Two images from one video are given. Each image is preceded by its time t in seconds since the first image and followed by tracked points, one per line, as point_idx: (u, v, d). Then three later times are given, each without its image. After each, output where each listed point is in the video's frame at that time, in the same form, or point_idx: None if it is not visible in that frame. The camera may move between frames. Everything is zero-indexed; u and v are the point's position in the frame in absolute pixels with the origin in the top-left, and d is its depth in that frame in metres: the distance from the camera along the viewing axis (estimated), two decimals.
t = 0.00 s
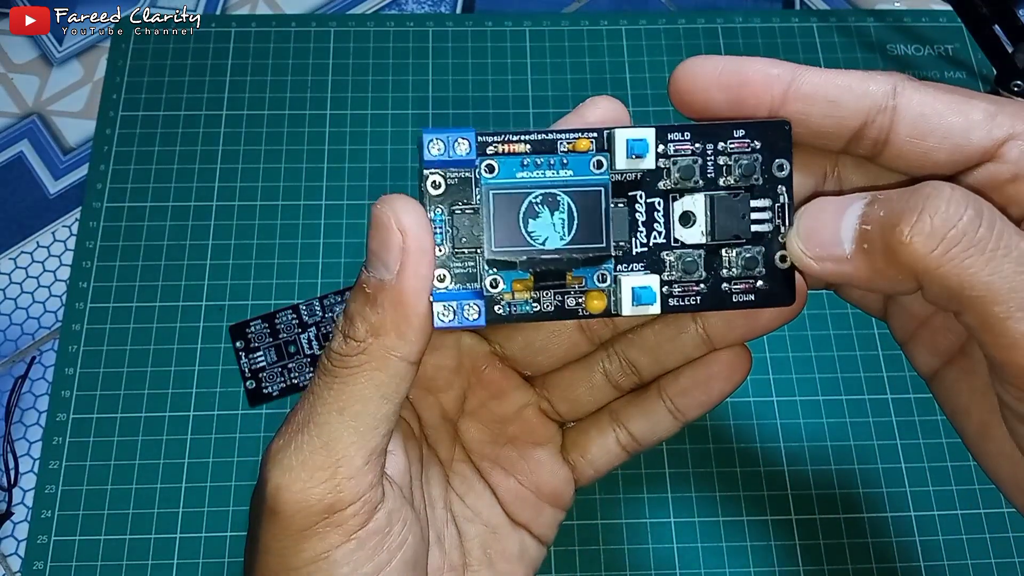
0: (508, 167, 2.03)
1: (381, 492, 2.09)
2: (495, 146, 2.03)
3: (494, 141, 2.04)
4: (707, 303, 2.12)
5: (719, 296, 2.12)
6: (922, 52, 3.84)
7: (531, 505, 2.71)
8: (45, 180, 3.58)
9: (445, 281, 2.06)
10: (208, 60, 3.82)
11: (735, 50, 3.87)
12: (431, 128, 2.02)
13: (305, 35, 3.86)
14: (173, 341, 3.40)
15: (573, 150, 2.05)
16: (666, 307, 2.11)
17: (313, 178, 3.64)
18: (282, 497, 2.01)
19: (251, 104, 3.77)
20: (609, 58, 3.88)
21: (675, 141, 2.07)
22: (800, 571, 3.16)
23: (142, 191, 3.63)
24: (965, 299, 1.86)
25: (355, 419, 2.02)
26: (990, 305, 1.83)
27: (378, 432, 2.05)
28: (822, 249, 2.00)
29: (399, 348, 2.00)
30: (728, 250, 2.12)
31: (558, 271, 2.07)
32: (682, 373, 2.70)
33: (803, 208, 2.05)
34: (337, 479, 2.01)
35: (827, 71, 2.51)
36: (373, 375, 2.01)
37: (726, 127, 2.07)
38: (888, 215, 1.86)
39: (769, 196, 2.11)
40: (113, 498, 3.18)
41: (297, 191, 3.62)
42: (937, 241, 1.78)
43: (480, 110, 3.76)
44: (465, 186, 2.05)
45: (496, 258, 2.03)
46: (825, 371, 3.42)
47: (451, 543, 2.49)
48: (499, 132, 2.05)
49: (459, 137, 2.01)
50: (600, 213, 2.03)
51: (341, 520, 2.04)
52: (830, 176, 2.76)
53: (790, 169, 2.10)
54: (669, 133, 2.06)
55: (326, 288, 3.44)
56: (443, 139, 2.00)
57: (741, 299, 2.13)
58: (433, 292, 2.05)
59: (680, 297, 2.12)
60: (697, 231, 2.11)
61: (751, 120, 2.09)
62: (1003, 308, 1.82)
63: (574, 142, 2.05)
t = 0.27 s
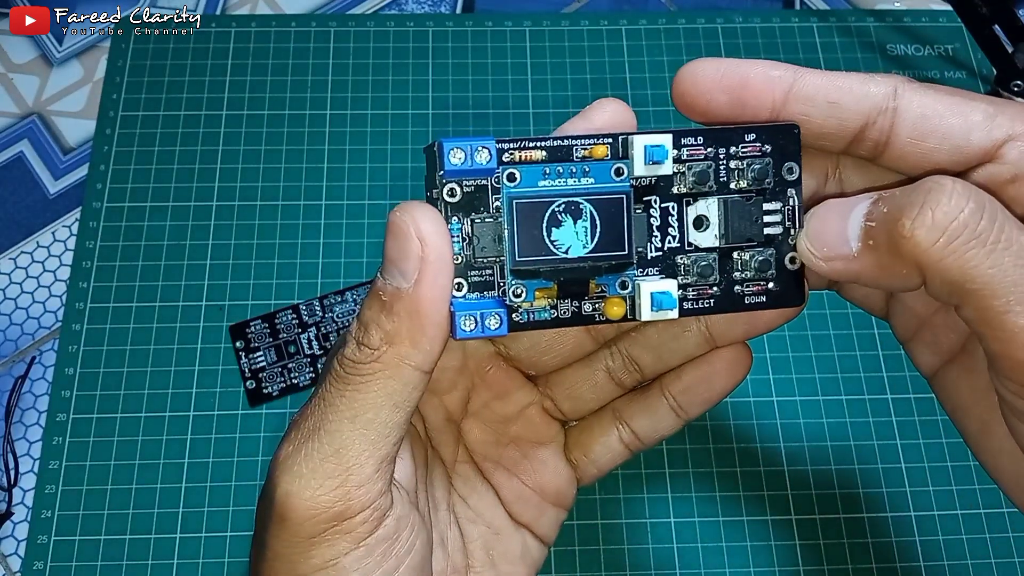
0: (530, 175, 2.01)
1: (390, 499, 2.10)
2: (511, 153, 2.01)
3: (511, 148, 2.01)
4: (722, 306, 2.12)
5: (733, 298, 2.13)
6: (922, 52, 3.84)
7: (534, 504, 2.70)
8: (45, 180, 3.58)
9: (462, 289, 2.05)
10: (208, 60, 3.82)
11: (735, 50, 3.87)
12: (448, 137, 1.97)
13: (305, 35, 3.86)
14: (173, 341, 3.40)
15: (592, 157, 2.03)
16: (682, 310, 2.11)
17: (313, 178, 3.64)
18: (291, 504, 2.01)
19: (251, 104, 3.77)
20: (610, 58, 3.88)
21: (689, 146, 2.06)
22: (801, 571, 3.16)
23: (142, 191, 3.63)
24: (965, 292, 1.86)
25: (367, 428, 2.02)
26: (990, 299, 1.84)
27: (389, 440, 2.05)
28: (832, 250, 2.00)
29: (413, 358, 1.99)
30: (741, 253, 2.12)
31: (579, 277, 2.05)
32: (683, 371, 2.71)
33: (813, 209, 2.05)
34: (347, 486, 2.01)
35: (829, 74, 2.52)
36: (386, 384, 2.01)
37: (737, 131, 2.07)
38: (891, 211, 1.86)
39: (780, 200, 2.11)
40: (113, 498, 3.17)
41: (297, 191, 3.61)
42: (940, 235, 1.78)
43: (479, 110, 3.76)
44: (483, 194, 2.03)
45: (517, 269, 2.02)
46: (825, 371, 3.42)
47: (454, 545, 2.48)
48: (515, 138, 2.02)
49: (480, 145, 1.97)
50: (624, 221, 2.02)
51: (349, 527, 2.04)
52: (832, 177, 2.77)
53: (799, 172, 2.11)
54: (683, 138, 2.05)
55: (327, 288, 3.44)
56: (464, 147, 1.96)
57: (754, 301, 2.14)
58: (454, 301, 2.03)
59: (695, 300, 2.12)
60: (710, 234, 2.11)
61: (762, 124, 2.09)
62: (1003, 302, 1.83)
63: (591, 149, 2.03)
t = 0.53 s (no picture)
0: (534, 181, 2.00)
1: (391, 499, 2.10)
2: (514, 157, 1.99)
3: (514, 152, 1.99)
4: (724, 306, 2.12)
5: (735, 299, 2.13)
6: (922, 52, 3.84)
7: (541, 503, 2.68)
8: (45, 179, 3.58)
9: (467, 292, 2.06)
10: (208, 60, 3.82)
11: (735, 50, 3.87)
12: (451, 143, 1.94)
13: (305, 35, 3.86)
14: (173, 341, 3.40)
15: (595, 161, 2.02)
16: (685, 311, 2.12)
17: (313, 178, 3.64)
18: (292, 504, 2.01)
19: (250, 104, 3.77)
20: (609, 58, 3.88)
21: (690, 148, 2.05)
22: (801, 571, 3.16)
23: (142, 191, 3.63)
24: (964, 294, 1.86)
25: (368, 429, 2.01)
26: (988, 299, 1.83)
27: (390, 441, 2.04)
28: (832, 253, 2.00)
29: (416, 361, 1.98)
30: (743, 254, 2.12)
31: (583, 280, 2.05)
32: (685, 367, 2.71)
33: (812, 211, 2.05)
34: (348, 487, 2.01)
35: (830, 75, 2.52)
36: (389, 386, 1.99)
37: (738, 133, 2.06)
38: (891, 211, 1.86)
39: (780, 201, 2.11)
40: (112, 498, 3.17)
41: (297, 191, 3.61)
42: (941, 235, 1.79)
43: (479, 110, 3.76)
44: (486, 199, 2.01)
45: (523, 274, 2.03)
46: (825, 371, 3.42)
47: (460, 546, 2.47)
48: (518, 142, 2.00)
49: (484, 151, 1.95)
50: (626, 225, 2.04)
51: (350, 528, 2.04)
52: (831, 178, 2.79)
53: (800, 174, 2.10)
54: (684, 140, 2.04)
55: (326, 288, 3.44)
56: (467, 153, 1.94)
57: (756, 301, 2.14)
58: (460, 305, 2.04)
59: (697, 301, 2.12)
60: (711, 236, 2.11)
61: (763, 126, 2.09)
62: (1002, 303, 1.82)
63: (593, 153, 2.02)
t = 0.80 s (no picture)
0: (525, 189, 2.00)
1: (383, 503, 2.08)
2: (507, 161, 1.99)
3: (507, 156, 1.99)
4: (717, 312, 2.13)
5: (730, 305, 2.14)
6: (922, 52, 3.84)
7: (555, 508, 2.65)
8: (45, 180, 3.58)
9: (458, 296, 2.07)
10: (208, 59, 3.82)
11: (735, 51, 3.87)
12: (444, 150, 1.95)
13: (305, 35, 3.86)
14: (173, 341, 3.40)
15: (589, 167, 2.01)
16: (677, 316, 2.13)
17: (313, 178, 3.64)
18: (282, 504, 2.04)
19: (250, 104, 3.77)
20: (609, 58, 3.88)
21: (688, 153, 2.03)
22: (800, 571, 3.17)
23: (142, 191, 3.63)
24: (964, 309, 1.86)
25: (355, 430, 2.02)
26: (988, 316, 1.83)
27: (378, 442, 2.05)
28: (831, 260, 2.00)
29: (402, 361, 2.00)
30: (739, 259, 2.12)
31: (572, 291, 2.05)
32: (690, 359, 2.70)
33: (813, 214, 2.06)
34: (336, 489, 2.02)
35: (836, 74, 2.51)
36: (376, 387, 2.02)
37: (738, 137, 2.03)
38: (890, 223, 1.87)
39: (779, 207, 2.09)
40: (113, 498, 3.17)
41: (297, 191, 3.61)
42: (940, 250, 1.79)
43: (479, 110, 3.76)
44: (479, 203, 2.01)
45: (511, 285, 2.03)
46: (825, 371, 3.42)
47: (467, 553, 2.46)
48: (512, 146, 1.99)
49: (477, 158, 1.96)
50: (619, 234, 2.03)
51: (341, 531, 2.04)
52: (836, 176, 2.79)
53: (801, 179, 2.07)
54: (682, 144, 2.02)
55: (327, 288, 3.44)
56: (459, 160, 1.95)
57: (752, 307, 2.14)
58: (449, 311, 2.05)
59: (691, 306, 2.13)
60: (707, 242, 2.10)
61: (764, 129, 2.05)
62: (1002, 320, 1.82)
63: (588, 158, 2.01)
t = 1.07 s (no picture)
0: (527, 194, 1.99)
1: (386, 505, 2.07)
2: (511, 162, 1.98)
3: (511, 157, 1.98)
4: (724, 311, 2.14)
5: (737, 303, 2.15)
6: (922, 52, 3.84)
7: (569, 509, 2.65)
8: (45, 180, 3.58)
9: (461, 299, 2.06)
10: (208, 60, 3.82)
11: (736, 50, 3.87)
12: (444, 152, 1.92)
13: (305, 35, 3.86)
14: (173, 341, 3.40)
15: (593, 167, 2.01)
16: (684, 315, 2.14)
17: (313, 178, 3.64)
18: (284, 506, 2.06)
19: (250, 104, 3.77)
20: (610, 58, 3.88)
21: (694, 150, 2.02)
22: (800, 571, 3.17)
23: (142, 191, 3.63)
24: (972, 314, 1.85)
25: (355, 432, 2.02)
26: (997, 322, 1.82)
27: (378, 444, 2.04)
28: (838, 259, 1.99)
29: (401, 362, 2.00)
30: (746, 257, 2.12)
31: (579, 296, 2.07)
32: (699, 355, 2.69)
33: (823, 213, 2.04)
34: (337, 491, 2.02)
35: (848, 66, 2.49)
36: (375, 388, 2.02)
37: (745, 134, 2.03)
38: (900, 224, 1.87)
39: (788, 204, 2.09)
40: (113, 498, 3.17)
41: (297, 191, 3.62)
42: (950, 253, 1.79)
43: (479, 110, 3.76)
44: (481, 205, 2.00)
45: (516, 290, 2.04)
46: (825, 371, 3.42)
47: (478, 556, 2.46)
48: (515, 146, 1.98)
49: (478, 162, 1.93)
50: (625, 235, 2.03)
51: (344, 534, 2.04)
52: (846, 168, 2.79)
53: (810, 175, 2.07)
54: (688, 142, 2.02)
55: (327, 288, 3.44)
56: (460, 164, 1.91)
57: (758, 305, 2.15)
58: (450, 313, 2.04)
59: (698, 305, 2.14)
60: (714, 240, 2.10)
61: (773, 125, 2.05)
62: (1011, 326, 1.81)
63: (592, 157, 2.00)
